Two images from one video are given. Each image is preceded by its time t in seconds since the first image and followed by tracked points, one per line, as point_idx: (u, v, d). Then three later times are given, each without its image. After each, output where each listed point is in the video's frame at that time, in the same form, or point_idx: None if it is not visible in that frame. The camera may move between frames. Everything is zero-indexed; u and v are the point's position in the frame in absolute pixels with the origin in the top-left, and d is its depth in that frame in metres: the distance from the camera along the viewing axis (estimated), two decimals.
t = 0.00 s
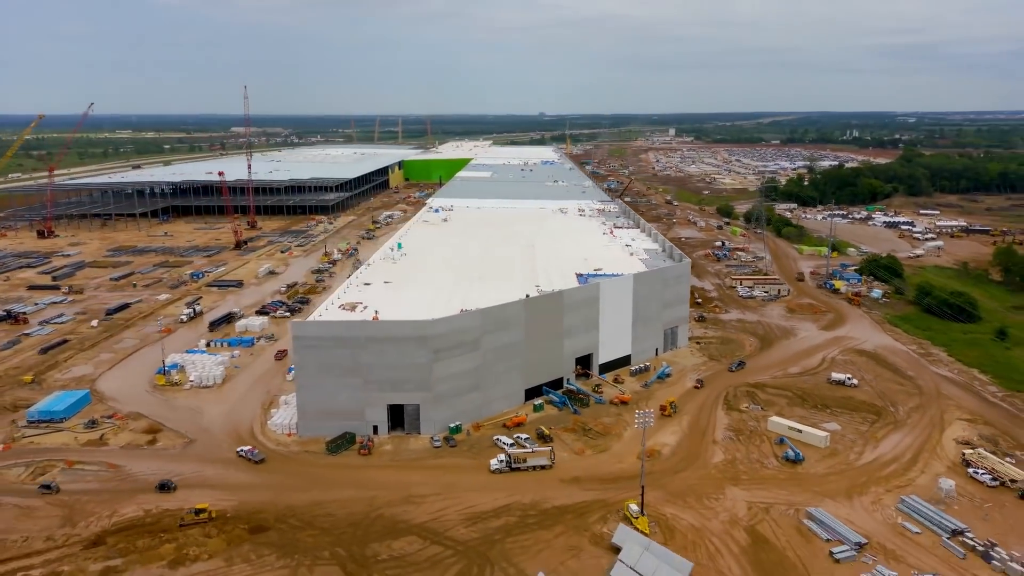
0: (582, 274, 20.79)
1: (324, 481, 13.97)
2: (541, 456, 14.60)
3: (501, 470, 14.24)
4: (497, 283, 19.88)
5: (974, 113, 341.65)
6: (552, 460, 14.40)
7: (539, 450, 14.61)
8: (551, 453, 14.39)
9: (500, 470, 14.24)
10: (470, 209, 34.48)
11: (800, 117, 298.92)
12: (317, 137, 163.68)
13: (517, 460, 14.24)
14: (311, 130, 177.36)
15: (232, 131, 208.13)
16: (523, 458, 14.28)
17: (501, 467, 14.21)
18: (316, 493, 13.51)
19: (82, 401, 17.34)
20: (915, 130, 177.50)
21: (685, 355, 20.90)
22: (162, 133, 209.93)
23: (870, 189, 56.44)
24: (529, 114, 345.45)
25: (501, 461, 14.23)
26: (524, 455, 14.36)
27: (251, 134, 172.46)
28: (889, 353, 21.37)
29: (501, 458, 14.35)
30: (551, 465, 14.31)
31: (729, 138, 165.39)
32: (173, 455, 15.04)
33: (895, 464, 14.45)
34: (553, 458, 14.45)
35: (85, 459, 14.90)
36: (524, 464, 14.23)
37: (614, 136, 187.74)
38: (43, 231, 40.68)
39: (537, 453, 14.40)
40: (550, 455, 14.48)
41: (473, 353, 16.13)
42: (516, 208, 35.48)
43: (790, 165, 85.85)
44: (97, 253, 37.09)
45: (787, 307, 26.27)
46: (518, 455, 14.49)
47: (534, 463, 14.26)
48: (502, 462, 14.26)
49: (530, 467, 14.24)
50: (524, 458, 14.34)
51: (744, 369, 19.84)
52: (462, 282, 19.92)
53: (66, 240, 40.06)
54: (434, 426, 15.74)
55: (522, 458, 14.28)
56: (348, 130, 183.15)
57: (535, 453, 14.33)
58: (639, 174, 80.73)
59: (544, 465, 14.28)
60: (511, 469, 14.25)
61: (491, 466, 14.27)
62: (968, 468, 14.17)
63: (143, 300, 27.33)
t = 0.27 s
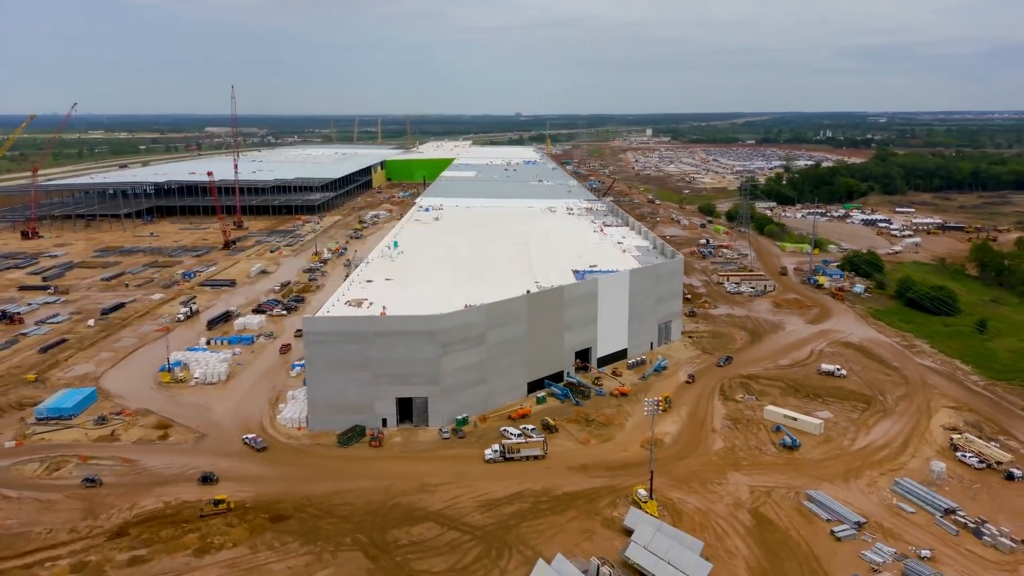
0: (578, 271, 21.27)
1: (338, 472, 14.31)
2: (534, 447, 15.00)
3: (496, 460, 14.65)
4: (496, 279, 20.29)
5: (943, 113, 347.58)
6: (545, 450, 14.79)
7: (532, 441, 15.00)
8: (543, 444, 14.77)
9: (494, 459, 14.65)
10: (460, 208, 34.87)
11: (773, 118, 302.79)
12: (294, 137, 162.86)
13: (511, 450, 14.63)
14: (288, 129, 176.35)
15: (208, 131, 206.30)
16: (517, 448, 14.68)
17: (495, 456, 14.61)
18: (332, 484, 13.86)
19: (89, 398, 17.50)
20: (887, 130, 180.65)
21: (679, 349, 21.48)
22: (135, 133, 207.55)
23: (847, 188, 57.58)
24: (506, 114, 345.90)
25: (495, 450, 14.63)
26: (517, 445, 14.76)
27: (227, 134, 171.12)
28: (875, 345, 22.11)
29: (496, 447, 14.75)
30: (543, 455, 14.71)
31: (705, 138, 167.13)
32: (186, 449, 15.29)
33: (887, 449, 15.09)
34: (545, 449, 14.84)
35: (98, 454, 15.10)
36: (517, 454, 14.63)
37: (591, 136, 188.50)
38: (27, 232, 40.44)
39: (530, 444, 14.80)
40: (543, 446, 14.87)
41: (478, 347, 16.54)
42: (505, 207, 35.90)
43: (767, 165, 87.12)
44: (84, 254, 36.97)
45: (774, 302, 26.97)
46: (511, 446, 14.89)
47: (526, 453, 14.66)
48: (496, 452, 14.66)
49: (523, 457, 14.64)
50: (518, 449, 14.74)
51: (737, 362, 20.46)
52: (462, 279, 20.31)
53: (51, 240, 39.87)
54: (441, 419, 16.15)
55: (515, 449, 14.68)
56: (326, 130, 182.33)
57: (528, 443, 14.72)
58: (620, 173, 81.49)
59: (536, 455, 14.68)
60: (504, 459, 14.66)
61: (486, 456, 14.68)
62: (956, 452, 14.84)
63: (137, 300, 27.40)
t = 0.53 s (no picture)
0: (575, 268, 21.77)
1: (352, 463, 14.68)
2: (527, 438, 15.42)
3: (490, 450, 15.05)
4: (496, 276, 20.74)
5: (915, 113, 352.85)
6: (538, 441, 15.21)
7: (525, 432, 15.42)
8: (537, 434, 15.20)
9: (489, 449, 15.05)
10: (452, 207, 35.25)
11: (749, 118, 305.82)
12: (273, 137, 161.91)
13: (505, 440, 15.05)
14: (266, 129, 175.28)
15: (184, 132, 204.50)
16: (511, 439, 15.10)
17: (490, 446, 15.02)
18: (348, 474, 14.24)
19: (98, 394, 17.71)
20: (861, 129, 183.29)
21: (674, 343, 22.06)
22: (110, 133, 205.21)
23: (826, 187, 58.65)
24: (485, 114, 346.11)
25: (490, 440, 15.04)
26: (512, 436, 15.19)
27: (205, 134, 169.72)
28: (861, 337, 22.85)
29: (490, 438, 15.17)
30: (537, 445, 15.13)
31: (684, 138, 168.68)
32: (200, 443, 15.58)
33: (880, 435, 15.74)
34: (539, 439, 15.27)
35: (114, 448, 15.35)
36: (511, 444, 15.05)
37: (570, 136, 189.17)
38: (14, 232, 40.24)
39: (524, 434, 15.22)
40: (537, 437, 15.29)
41: (484, 341, 16.98)
42: (495, 206, 36.34)
43: (746, 165, 88.31)
44: (73, 254, 36.89)
45: (762, 298, 27.65)
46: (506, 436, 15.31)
47: (520, 444, 15.08)
48: (491, 442, 15.07)
49: (517, 447, 15.06)
50: (512, 439, 15.16)
51: (730, 354, 21.07)
52: (463, 275, 20.73)
53: (39, 241, 39.71)
54: (449, 411, 16.58)
55: (510, 439, 15.11)
56: (305, 130, 181.49)
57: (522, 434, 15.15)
58: (602, 173, 82.21)
59: (530, 446, 15.10)
60: (499, 449, 15.07)
61: (481, 447, 15.08)
62: (945, 437, 15.52)
63: (133, 299, 27.50)
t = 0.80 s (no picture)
0: (577, 264, 22.25)
1: (369, 453, 15.11)
2: (524, 430, 15.90)
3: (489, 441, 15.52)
4: (501, 272, 21.18)
5: (894, 113, 356.76)
6: (536, 433, 15.72)
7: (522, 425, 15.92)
8: (534, 426, 15.71)
9: (488, 440, 15.51)
10: (448, 206, 35.65)
11: (732, 118, 308.05)
12: (257, 137, 161.28)
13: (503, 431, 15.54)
14: (250, 129, 174.48)
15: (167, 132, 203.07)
16: (508, 430, 15.60)
17: (489, 437, 15.48)
18: (366, 463, 14.66)
19: (113, 390, 18.00)
20: (842, 129, 185.29)
21: (672, 337, 22.61)
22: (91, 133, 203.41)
23: (811, 186, 59.56)
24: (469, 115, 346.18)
25: (489, 432, 15.50)
26: (509, 428, 15.68)
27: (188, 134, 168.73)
28: (854, 331, 23.52)
29: (488, 430, 15.64)
30: (535, 437, 15.63)
31: (668, 138, 169.85)
32: (219, 436, 15.93)
33: (877, 423, 16.37)
34: (536, 431, 15.77)
35: (134, 441, 15.65)
36: (509, 436, 15.53)
37: (554, 136, 189.77)
38: (8, 232, 40.19)
39: (521, 427, 15.72)
40: (533, 429, 15.80)
41: (493, 335, 17.43)
42: (490, 205, 36.76)
43: (731, 164, 89.22)
44: (68, 254, 36.95)
45: (756, 294, 28.30)
46: (503, 429, 15.80)
47: (518, 435, 15.57)
48: (490, 433, 15.54)
49: (515, 438, 15.54)
50: (509, 431, 15.66)
51: (728, 348, 21.66)
52: (468, 272, 21.16)
53: (33, 241, 39.70)
54: (460, 403, 17.03)
55: (507, 430, 15.60)
56: (289, 130, 180.89)
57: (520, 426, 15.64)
58: (590, 173, 82.84)
59: (527, 437, 15.58)
60: (497, 440, 15.53)
61: (479, 437, 15.54)
62: (940, 424, 16.16)
63: (135, 298, 27.70)
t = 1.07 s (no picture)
0: (580, 261, 22.75)
1: (387, 443, 15.54)
2: (523, 421, 16.28)
3: (489, 431, 15.94)
4: (507, 269, 21.65)
5: (876, 113, 360.08)
6: (534, 424, 16.10)
7: (521, 416, 16.30)
8: (532, 418, 16.10)
9: (488, 431, 15.94)
10: (446, 205, 36.06)
11: (717, 118, 309.69)
12: (244, 137, 160.70)
13: (502, 422, 15.94)
14: (236, 129, 173.82)
15: (151, 132, 201.81)
16: (508, 421, 15.99)
17: (488, 428, 15.91)
18: (385, 453, 15.10)
19: (129, 385, 18.31)
20: (826, 129, 186.95)
21: (672, 332, 23.18)
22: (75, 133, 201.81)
23: (799, 185, 60.41)
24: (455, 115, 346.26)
25: (488, 423, 15.92)
26: (508, 420, 16.08)
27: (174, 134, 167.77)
28: (848, 325, 24.17)
29: (488, 421, 16.06)
30: (532, 428, 16.01)
31: (654, 138, 170.84)
32: (238, 428, 16.30)
33: (875, 412, 16.98)
34: (534, 422, 16.16)
35: (155, 434, 15.99)
36: (508, 427, 15.93)
37: (540, 136, 190.22)
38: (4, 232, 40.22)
39: (521, 418, 16.11)
40: (532, 420, 16.18)
41: (503, 329, 17.89)
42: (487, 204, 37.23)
43: (719, 164, 90.06)
44: (67, 253, 37.07)
45: (750, 290, 28.92)
46: (503, 420, 16.20)
47: (516, 426, 15.96)
48: (489, 424, 15.96)
49: (514, 429, 15.94)
50: (509, 422, 16.05)
51: (727, 342, 22.23)
52: (474, 269, 21.62)
53: (30, 240, 39.76)
54: (471, 396, 17.48)
55: (506, 421, 16.00)
56: (275, 130, 180.30)
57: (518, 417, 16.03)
58: (579, 172, 83.43)
59: (525, 428, 15.97)
60: (496, 431, 15.96)
61: (480, 428, 15.99)
62: (935, 413, 16.78)
63: (139, 296, 27.96)
